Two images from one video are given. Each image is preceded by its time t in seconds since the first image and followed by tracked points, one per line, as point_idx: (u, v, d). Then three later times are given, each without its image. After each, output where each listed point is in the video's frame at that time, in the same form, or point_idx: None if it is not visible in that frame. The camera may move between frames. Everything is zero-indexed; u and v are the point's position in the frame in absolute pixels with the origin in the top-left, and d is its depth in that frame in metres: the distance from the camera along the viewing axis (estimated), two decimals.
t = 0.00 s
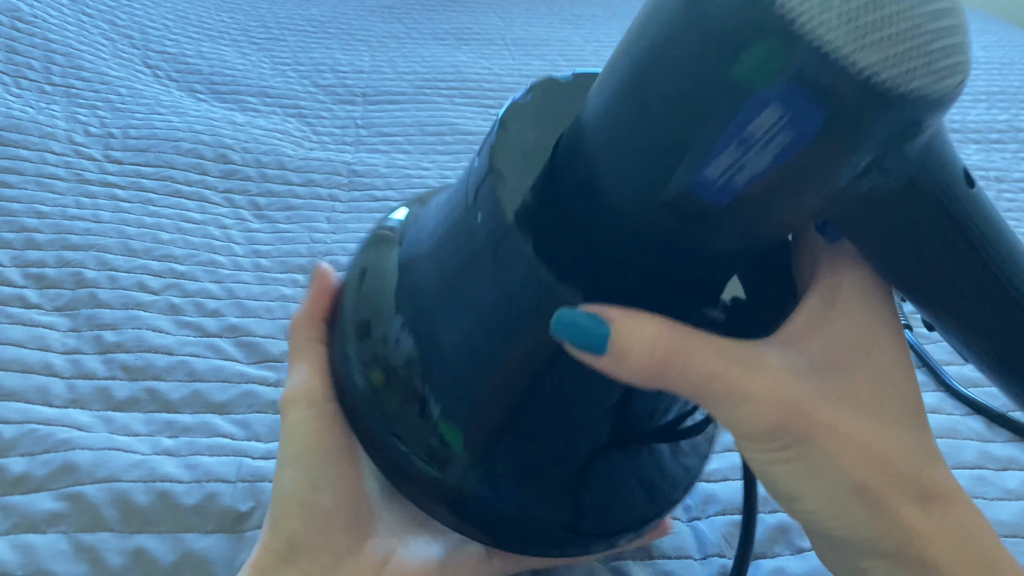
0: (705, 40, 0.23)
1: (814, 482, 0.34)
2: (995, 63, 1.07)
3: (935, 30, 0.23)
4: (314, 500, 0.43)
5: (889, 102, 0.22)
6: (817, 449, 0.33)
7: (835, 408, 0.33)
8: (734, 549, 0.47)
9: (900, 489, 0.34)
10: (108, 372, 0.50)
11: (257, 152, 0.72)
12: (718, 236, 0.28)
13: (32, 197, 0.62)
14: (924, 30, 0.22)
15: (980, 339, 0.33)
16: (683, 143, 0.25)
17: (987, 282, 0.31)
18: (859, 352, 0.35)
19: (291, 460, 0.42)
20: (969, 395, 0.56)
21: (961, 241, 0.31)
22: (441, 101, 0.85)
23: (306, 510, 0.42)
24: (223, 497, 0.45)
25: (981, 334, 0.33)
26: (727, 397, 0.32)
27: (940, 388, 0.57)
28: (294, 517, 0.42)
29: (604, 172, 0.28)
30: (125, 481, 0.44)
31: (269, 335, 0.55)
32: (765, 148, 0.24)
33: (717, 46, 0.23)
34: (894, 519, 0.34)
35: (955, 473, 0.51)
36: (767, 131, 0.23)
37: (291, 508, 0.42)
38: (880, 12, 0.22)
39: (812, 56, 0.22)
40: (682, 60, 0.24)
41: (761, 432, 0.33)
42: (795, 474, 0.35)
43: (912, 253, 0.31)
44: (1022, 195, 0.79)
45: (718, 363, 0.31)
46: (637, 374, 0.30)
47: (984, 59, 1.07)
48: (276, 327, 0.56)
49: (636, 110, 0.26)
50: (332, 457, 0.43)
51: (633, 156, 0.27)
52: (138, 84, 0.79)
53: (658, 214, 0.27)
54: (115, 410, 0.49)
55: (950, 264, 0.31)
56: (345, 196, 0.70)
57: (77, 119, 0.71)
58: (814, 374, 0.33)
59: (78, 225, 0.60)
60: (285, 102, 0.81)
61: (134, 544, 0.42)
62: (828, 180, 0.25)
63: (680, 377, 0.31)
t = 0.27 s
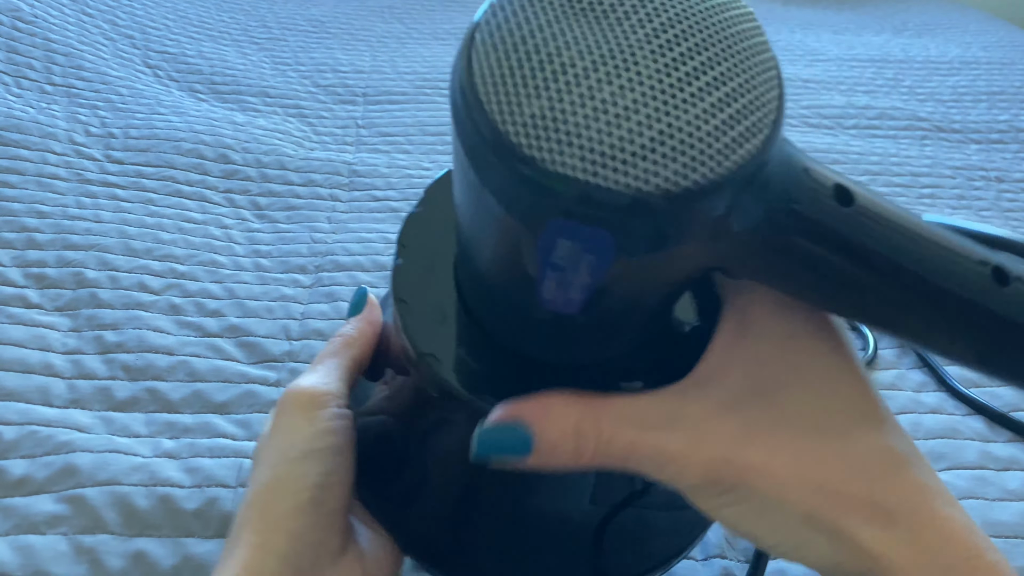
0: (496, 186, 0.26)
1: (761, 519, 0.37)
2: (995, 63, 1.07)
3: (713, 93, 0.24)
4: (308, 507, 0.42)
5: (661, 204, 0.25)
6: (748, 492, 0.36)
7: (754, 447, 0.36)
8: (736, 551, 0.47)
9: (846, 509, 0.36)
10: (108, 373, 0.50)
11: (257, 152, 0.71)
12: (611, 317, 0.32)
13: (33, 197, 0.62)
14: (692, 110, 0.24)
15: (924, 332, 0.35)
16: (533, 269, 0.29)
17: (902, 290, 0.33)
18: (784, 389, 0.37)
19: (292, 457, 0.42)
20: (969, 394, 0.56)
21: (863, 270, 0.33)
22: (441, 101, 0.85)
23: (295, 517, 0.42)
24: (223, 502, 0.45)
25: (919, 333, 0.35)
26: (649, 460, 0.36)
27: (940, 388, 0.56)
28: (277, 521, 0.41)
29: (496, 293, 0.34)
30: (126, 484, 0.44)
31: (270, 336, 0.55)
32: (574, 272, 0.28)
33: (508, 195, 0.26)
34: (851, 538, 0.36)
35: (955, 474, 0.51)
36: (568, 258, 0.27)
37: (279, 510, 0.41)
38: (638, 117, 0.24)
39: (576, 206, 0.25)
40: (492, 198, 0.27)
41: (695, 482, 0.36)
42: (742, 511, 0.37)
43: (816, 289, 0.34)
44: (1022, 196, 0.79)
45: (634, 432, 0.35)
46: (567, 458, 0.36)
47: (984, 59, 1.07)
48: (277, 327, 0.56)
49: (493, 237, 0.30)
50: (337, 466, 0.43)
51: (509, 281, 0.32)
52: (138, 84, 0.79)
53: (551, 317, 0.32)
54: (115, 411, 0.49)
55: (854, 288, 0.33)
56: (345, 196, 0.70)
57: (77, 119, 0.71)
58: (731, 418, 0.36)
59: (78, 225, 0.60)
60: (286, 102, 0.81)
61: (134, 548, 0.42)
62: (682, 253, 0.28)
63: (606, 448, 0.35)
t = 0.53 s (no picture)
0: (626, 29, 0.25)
1: (771, 497, 0.35)
2: (996, 63, 1.07)
3: (834, 15, 0.25)
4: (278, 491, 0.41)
5: (800, 67, 0.24)
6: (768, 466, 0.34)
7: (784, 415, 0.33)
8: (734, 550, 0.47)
9: (849, 496, 0.35)
10: (108, 373, 0.50)
11: (257, 152, 0.72)
12: (664, 238, 0.29)
13: (33, 197, 0.62)
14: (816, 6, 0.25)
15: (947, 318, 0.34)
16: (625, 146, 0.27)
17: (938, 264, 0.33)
18: (812, 366, 0.34)
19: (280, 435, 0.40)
20: (969, 395, 0.56)
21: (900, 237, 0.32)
22: (441, 101, 0.85)
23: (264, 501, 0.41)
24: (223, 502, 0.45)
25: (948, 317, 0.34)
26: (681, 417, 0.32)
27: (939, 389, 0.57)
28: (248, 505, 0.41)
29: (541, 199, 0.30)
30: (125, 485, 0.44)
31: (270, 335, 0.55)
32: (695, 132, 0.26)
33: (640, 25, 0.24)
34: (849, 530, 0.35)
35: (954, 474, 0.51)
36: (694, 115, 0.26)
37: (252, 496, 0.41)
38: None
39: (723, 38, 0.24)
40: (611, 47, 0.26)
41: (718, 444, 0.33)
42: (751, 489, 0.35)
43: (858, 246, 0.33)
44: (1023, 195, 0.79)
45: (671, 387, 0.31)
46: (591, 400, 0.31)
47: (984, 59, 1.08)
48: (277, 326, 0.56)
49: (576, 117, 0.27)
50: (321, 447, 0.40)
51: (569, 181, 0.29)
52: (138, 84, 0.79)
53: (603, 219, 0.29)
54: (115, 411, 0.49)
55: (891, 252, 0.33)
56: (345, 196, 0.70)
57: (77, 119, 0.71)
58: (766, 387, 0.33)
59: (79, 225, 0.60)
60: (286, 102, 0.81)
61: (134, 547, 0.42)
62: (768, 149, 0.27)
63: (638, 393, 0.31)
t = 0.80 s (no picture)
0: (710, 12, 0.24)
1: (793, 492, 0.35)
2: (997, 63, 1.07)
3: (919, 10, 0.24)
4: (321, 474, 0.38)
5: (890, 68, 0.23)
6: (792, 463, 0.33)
7: (808, 410, 0.33)
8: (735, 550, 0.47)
9: (874, 495, 0.34)
10: (108, 373, 0.50)
11: (257, 152, 0.72)
12: (725, 225, 0.28)
13: (33, 197, 0.62)
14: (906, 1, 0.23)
15: (971, 317, 0.34)
16: (698, 131, 0.25)
17: (970, 263, 0.33)
18: (835, 362, 0.34)
19: (319, 417, 0.38)
20: (970, 395, 0.56)
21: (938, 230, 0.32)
22: (441, 101, 0.85)
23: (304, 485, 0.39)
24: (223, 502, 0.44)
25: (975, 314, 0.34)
26: (708, 417, 0.32)
27: (940, 389, 0.57)
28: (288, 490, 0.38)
29: (599, 182, 0.29)
30: (126, 485, 0.44)
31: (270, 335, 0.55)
32: (779, 123, 0.24)
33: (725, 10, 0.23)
34: (874, 523, 0.35)
35: (955, 474, 0.51)
36: (784, 102, 0.24)
37: (293, 481, 0.38)
38: None
39: (814, 28, 0.22)
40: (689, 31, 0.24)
41: (745, 443, 0.33)
42: (771, 483, 0.35)
43: (897, 239, 0.33)
44: None
45: (704, 390, 0.31)
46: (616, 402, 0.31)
47: (985, 59, 1.07)
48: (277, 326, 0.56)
49: (645, 98, 0.26)
50: (362, 429, 0.38)
51: (629, 168, 0.28)
52: (138, 84, 0.79)
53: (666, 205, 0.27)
54: (115, 411, 0.48)
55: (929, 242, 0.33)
56: (345, 196, 0.70)
57: (77, 119, 0.71)
58: (789, 382, 0.33)
59: (78, 225, 0.60)
60: (286, 102, 0.81)
61: (134, 547, 0.42)
62: (840, 147, 0.25)
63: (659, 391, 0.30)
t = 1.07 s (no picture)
0: None
1: (776, 489, 0.35)
2: (998, 63, 1.06)
3: None
4: (357, 483, 0.36)
5: (923, 39, 0.23)
6: (782, 459, 0.33)
7: (807, 410, 0.33)
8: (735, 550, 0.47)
9: (863, 501, 0.34)
10: (108, 373, 0.50)
11: (257, 152, 0.72)
12: (750, 206, 0.27)
13: (33, 196, 0.62)
14: None
15: (997, 293, 0.35)
16: (722, 108, 0.25)
17: (997, 242, 0.33)
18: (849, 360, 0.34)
19: (345, 424, 0.36)
20: (970, 395, 0.56)
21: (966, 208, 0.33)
22: (441, 100, 0.85)
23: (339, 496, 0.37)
24: (223, 502, 0.44)
25: (999, 290, 0.35)
26: (706, 406, 0.32)
27: (941, 389, 0.57)
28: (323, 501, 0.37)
29: (617, 164, 0.29)
30: (126, 485, 0.44)
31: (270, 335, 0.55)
32: (807, 98, 0.24)
33: None
34: (858, 528, 0.34)
35: (955, 474, 0.51)
36: (811, 75, 0.24)
37: (328, 491, 0.37)
38: None
39: None
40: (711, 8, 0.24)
41: (732, 437, 0.33)
42: (759, 479, 0.35)
43: (920, 212, 0.33)
44: None
45: (707, 378, 0.30)
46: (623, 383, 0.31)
47: (986, 59, 1.07)
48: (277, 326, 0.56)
49: (665, 78, 0.26)
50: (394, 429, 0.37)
51: (647, 150, 0.27)
52: (138, 84, 0.79)
53: (688, 185, 0.27)
54: (115, 410, 0.48)
55: (955, 220, 0.33)
56: (346, 196, 0.70)
57: (77, 119, 0.71)
58: (796, 381, 0.32)
59: (79, 225, 0.60)
60: (286, 102, 0.81)
61: (134, 547, 0.42)
62: (862, 122, 0.25)
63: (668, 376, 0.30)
